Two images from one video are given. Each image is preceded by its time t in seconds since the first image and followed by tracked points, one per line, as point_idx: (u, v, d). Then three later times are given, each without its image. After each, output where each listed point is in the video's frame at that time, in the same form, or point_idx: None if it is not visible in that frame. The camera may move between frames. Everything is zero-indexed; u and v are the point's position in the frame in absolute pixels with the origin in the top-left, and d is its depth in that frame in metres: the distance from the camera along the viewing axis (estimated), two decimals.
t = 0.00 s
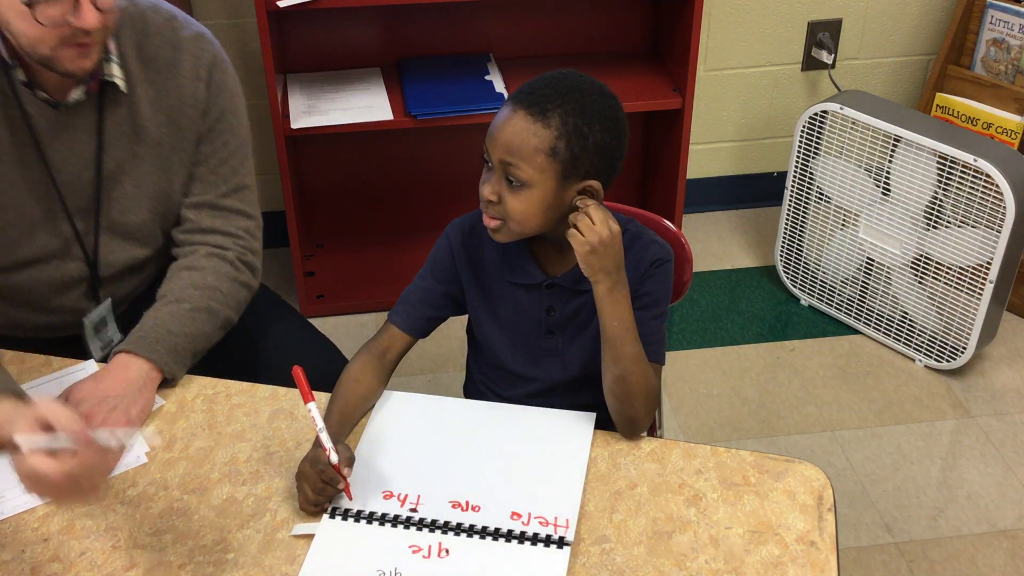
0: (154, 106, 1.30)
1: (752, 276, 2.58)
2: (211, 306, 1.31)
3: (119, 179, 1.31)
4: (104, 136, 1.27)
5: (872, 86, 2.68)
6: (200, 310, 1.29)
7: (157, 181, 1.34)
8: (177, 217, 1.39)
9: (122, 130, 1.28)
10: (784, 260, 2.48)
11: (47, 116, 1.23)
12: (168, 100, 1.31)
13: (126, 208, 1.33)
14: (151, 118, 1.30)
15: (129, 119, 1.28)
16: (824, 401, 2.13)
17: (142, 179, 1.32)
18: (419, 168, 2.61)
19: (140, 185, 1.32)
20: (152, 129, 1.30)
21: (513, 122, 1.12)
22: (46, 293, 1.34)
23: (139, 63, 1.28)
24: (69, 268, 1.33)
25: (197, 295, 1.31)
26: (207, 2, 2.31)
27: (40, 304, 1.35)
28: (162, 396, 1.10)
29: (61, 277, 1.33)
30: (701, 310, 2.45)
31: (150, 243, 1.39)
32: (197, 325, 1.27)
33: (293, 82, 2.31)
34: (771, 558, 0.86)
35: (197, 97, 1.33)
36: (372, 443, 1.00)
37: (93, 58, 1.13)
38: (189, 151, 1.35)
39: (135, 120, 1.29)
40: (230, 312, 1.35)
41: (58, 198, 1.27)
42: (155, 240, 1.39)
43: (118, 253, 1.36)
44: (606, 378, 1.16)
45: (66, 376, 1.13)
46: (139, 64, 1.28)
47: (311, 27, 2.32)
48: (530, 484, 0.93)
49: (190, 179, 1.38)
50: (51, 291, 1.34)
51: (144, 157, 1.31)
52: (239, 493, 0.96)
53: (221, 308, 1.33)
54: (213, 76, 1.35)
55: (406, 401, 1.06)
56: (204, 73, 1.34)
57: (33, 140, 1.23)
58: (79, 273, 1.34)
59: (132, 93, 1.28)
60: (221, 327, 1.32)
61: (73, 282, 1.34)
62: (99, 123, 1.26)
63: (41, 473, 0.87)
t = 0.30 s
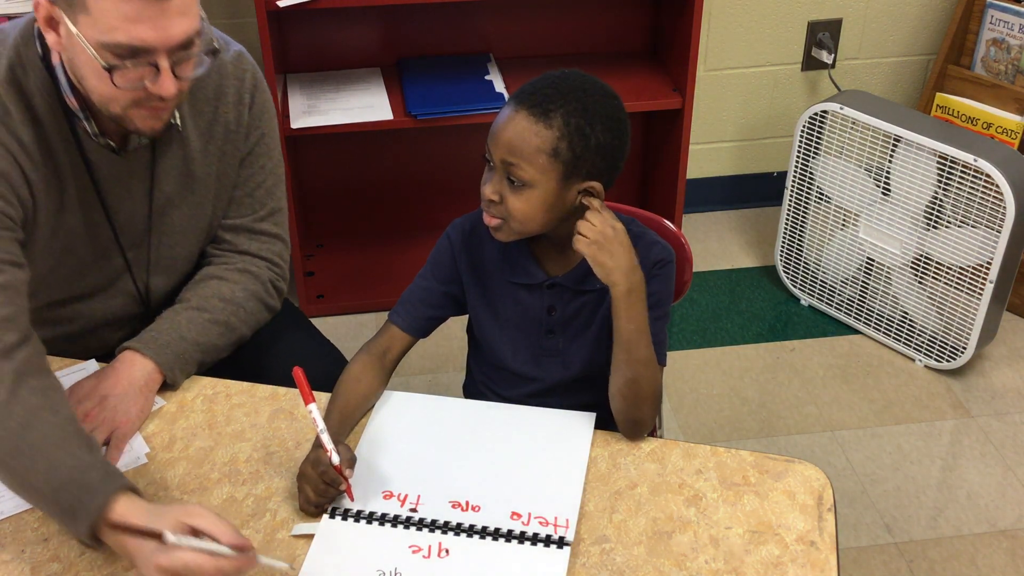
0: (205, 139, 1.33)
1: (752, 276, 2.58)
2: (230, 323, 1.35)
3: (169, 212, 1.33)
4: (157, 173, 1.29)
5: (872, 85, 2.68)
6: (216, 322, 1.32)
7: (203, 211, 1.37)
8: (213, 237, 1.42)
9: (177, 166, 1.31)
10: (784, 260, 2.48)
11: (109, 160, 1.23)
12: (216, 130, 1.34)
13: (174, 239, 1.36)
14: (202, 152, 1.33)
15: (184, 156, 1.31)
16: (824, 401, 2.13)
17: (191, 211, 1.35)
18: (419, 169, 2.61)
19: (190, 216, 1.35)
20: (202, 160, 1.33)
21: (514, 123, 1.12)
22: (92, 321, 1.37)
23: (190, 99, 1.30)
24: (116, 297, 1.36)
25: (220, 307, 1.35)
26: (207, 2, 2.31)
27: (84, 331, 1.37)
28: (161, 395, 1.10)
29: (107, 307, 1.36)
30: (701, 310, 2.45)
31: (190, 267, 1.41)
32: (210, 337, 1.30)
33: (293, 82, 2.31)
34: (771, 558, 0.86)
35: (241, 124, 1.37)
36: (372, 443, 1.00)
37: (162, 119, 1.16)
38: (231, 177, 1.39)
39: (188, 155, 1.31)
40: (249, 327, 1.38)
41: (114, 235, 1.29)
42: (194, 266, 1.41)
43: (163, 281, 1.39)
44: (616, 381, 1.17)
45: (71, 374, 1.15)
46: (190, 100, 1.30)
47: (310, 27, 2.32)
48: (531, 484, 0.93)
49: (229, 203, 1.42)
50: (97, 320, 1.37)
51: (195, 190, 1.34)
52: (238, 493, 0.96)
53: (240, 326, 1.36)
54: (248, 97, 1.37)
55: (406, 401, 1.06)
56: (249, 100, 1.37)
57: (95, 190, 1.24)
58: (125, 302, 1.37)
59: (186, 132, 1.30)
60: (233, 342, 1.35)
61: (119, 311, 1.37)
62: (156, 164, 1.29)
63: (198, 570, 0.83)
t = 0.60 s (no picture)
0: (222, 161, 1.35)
1: (752, 276, 2.58)
2: (239, 329, 1.37)
3: (187, 234, 1.37)
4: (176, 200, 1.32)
5: (872, 85, 2.68)
6: (222, 328, 1.34)
7: (218, 230, 1.39)
8: (225, 247, 1.44)
9: (196, 190, 1.34)
10: (784, 260, 2.48)
11: (133, 200, 1.24)
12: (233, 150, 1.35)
13: (190, 260, 1.38)
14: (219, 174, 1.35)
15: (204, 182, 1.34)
16: (824, 401, 2.13)
17: (207, 230, 1.38)
18: (419, 168, 2.61)
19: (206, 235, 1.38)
20: (227, 180, 1.36)
21: (517, 127, 1.11)
22: (112, 341, 1.40)
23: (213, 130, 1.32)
24: (135, 317, 1.39)
25: (228, 311, 1.37)
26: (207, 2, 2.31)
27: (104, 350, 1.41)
28: (163, 398, 1.10)
29: (126, 327, 1.40)
30: (701, 310, 2.45)
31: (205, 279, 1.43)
32: (216, 341, 1.31)
33: (293, 82, 2.31)
34: (771, 558, 0.86)
35: (255, 139, 1.38)
36: (373, 443, 1.00)
37: (182, 173, 1.13)
38: (243, 190, 1.41)
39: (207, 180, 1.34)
40: (256, 331, 1.41)
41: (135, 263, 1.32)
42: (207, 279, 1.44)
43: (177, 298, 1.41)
44: (618, 381, 1.17)
45: (73, 374, 1.15)
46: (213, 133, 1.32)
47: (310, 27, 2.32)
48: (531, 485, 0.93)
49: (245, 214, 1.44)
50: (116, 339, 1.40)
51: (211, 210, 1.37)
52: (238, 493, 0.96)
53: (249, 331, 1.39)
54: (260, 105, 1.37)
55: (407, 401, 1.06)
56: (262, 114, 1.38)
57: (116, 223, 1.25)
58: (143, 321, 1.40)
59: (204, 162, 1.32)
60: (239, 345, 1.38)
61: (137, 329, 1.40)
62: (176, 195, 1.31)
63: None
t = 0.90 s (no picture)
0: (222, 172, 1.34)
1: (752, 276, 2.58)
2: (240, 332, 1.38)
3: (186, 244, 1.37)
4: (178, 220, 1.32)
5: (872, 85, 2.68)
6: (223, 330, 1.34)
7: (218, 238, 1.39)
8: (226, 251, 1.44)
9: (196, 202, 1.33)
10: (784, 260, 2.48)
11: (133, 218, 1.23)
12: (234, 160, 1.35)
13: (189, 268, 1.39)
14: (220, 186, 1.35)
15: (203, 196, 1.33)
16: (823, 401, 2.13)
17: (206, 240, 1.38)
18: (419, 168, 2.61)
19: (206, 242, 1.38)
20: (229, 192, 1.36)
21: (516, 141, 1.10)
22: (109, 347, 1.40)
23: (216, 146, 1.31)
24: (133, 323, 1.39)
25: (229, 313, 1.37)
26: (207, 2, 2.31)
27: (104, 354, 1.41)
28: (163, 398, 1.10)
29: (123, 334, 1.40)
30: (701, 310, 2.45)
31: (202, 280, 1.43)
32: (216, 342, 1.31)
33: (293, 82, 2.31)
34: (771, 558, 0.86)
35: (257, 149, 1.38)
36: (372, 443, 1.00)
37: (177, 202, 1.17)
38: (245, 199, 1.41)
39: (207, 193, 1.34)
40: (256, 333, 1.41)
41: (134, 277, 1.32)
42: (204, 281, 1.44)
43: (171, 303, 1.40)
44: (621, 380, 1.16)
45: (73, 374, 1.15)
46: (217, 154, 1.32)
47: (310, 27, 2.32)
48: (531, 485, 0.93)
49: (247, 223, 1.44)
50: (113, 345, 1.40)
51: (212, 219, 1.37)
52: (238, 493, 0.96)
53: (248, 334, 1.39)
54: (262, 111, 1.38)
55: (406, 402, 1.06)
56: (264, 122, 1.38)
57: (117, 242, 1.24)
58: (140, 328, 1.40)
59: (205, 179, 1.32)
60: (239, 346, 1.38)
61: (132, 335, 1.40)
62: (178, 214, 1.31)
63: None
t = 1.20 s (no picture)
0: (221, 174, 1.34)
1: (752, 276, 2.58)
2: (239, 332, 1.38)
3: (184, 245, 1.37)
4: (175, 224, 1.33)
5: (872, 86, 2.68)
6: (224, 330, 1.34)
7: (216, 239, 1.39)
8: (225, 251, 1.43)
9: (194, 203, 1.33)
10: (784, 260, 2.48)
11: (130, 220, 1.23)
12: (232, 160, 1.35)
13: (188, 270, 1.39)
14: (218, 188, 1.35)
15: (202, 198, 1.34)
16: (823, 401, 2.13)
17: (203, 241, 1.38)
18: (419, 168, 2.61)
19: (204, 243, 1.38)
20: (225, 189, 1.36)
21: (528, 148, 1.09)
22: (108, 348, 1.40)
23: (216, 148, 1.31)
24: (131, 324, 1.39)
25: (229, 313, 1.37)
26: (207, 2, 2.31)
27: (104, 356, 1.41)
28: (163, 399, 1.10)
29: (122, 334, 1.40)
30: (701, 310, 2.45)
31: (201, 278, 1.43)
32: (217, 343, 1.31)
33: (293, 82, 2.31)
34: (771, 558, 0.86)
35: (254, 149, 1.37)
36: (372, 443, 1.00)
37: (174, 207, 1.17)
38: (243, 199, 1.40)
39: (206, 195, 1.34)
40: (255, 333, 1.42)
41: (131, 278, 1.32)
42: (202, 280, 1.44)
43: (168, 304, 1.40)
44: (626, 378, 1.16)
45: (73, 374, 1.15)
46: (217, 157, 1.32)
47: (310, 27, 2.32)
48: (530, 485, 0.93)
49: (245, 224, 1.44)
50: (112, 346, 1.40)
51: (210, 220, 1.37)
52: (238, 493, 0.96)
53: (247, 334, 1.39)
54: (262, 111, 1.38)
55: (405, 402, 1.06)
56: (263, 121, 1.38)
57: (114, 243, 1.24)
58: (138, 328, 1.40)
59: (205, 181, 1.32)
60: (239, 346, 1.38)
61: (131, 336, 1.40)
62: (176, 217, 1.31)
63: None
